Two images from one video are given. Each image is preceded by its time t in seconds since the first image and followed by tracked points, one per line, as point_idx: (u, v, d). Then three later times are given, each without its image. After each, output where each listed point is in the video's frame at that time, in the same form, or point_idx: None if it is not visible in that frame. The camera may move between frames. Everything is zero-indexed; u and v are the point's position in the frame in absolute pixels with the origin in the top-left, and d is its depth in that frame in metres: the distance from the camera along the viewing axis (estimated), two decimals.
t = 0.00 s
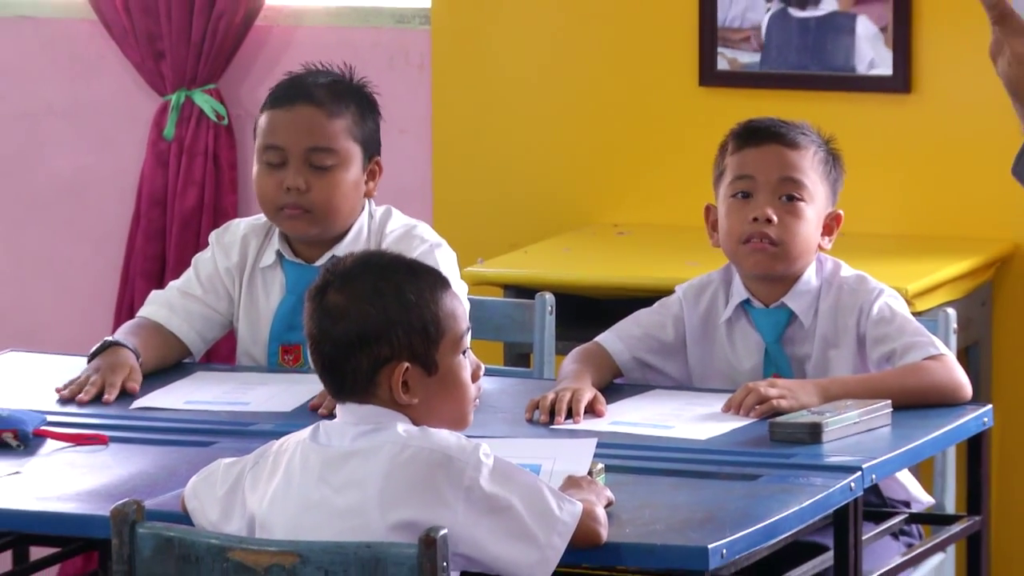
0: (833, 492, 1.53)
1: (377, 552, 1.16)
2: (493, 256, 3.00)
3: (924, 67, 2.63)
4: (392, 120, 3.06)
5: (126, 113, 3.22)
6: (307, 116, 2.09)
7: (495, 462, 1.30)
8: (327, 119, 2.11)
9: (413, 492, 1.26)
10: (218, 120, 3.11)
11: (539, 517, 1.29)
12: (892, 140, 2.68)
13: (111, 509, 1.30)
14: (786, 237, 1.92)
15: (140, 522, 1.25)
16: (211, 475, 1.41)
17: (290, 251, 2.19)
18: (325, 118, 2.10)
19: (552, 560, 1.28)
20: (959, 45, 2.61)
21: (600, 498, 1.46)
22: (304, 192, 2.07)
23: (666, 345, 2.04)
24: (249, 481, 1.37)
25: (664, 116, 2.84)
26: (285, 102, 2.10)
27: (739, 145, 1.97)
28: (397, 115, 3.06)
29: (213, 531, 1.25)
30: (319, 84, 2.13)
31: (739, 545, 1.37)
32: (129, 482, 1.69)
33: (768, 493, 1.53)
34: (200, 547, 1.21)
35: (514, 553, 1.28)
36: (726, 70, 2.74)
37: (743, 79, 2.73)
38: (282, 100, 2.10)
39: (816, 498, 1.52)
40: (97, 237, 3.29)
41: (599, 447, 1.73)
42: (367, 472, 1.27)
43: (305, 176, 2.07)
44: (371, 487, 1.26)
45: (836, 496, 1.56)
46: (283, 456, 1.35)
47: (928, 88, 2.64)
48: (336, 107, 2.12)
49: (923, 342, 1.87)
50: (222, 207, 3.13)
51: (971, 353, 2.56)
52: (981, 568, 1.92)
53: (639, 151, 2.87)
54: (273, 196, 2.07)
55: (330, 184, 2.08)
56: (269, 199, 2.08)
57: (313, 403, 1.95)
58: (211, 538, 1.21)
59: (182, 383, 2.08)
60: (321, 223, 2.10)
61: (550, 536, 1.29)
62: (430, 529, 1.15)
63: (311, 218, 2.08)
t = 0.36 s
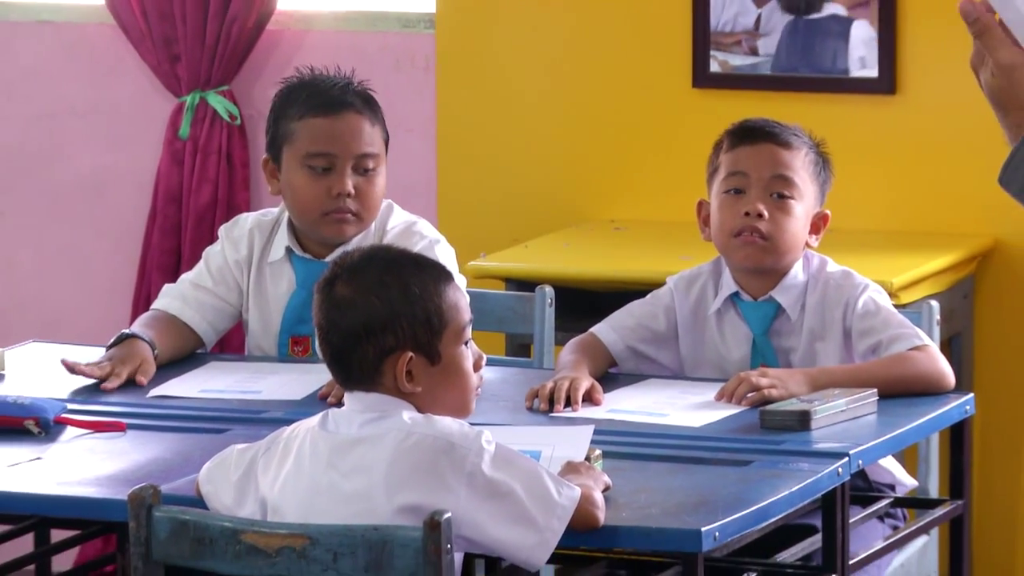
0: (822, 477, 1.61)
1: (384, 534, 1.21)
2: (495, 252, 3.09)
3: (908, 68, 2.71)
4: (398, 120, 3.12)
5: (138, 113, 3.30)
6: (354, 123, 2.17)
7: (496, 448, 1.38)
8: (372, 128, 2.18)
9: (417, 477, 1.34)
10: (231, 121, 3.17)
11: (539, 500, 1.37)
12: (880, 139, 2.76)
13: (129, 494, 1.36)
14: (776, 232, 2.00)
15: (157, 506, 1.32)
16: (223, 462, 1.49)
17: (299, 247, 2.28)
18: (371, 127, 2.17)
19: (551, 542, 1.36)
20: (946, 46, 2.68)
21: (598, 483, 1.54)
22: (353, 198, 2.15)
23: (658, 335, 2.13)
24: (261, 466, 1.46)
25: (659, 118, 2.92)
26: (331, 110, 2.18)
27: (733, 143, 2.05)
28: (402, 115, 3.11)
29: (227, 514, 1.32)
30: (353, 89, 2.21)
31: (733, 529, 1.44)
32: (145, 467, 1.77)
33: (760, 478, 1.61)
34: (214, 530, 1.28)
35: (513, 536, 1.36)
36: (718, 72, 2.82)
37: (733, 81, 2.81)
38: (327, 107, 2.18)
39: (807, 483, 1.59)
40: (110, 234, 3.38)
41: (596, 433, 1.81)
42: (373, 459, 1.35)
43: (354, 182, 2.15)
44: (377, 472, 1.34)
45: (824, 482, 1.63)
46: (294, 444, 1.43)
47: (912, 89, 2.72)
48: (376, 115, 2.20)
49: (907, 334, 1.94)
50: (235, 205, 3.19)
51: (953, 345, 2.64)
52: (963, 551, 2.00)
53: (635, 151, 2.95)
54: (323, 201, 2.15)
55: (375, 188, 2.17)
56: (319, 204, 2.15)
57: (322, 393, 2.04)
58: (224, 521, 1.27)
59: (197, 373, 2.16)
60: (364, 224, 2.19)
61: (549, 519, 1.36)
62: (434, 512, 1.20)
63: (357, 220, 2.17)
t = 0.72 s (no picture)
0: (809, 469, 1.69)
1: (388, 524, 1.29)
2: (496, 251, 3.17)
3: (893, 75, 2.79)
4: (403, 127, 3.21)
5: (150, 117, 3.39)
6: (366, 131, 2.25)
7: (498, 442, 1.45)
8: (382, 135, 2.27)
9: (423, 469, 1.41)
10: (243, 126, 3.25)
11: (539, 490, 1.44)
12: (868, 143, 2.83)
13: (144, 485, 1.44)
14: (767, 236, 2.08)
15: (172, 496, 1.40)
16: (235, 454, 1.57)
17: (308, 249, 2.36)
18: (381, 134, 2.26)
19: (550, 532, 1.43)
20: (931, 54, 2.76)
21: (595, 474, 1.62)
22: (364, 202, 2.23)
23: (654, 333, 2.21)
24: (269, 460, 1.54)
25: (655, 123, 3.00)
26: (344, 118, 2.26)
27: (723, 150, 2.13)
28: (407, 121, 3.20)
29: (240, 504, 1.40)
30: (362, 97, 2.30)
31: (723, 518, 1.52)
32: (161, 458, 1.86)
33: (750, 469, 1.69)
34: (227, 519, 1.36)
35: (514, 525, 1.43)
36: (710, 80, 2.90)
37: (725, 88, 2.89)
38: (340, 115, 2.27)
39: (795, 475, 1.67)
40: (123, 235, 3.46)
41: (593, 427, 1.90)
42: (381, 451, 1.43)
43: (366, 186, 2.24)
44: (385, 464, 1.42)
45: (812, 472, 1.71)
46: (304, 438, 1.51)
47: (898, 95, 2.79)
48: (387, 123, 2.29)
49: (894, 330, 2.02)
50: (247, 207, 3.27)
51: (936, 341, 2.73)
52: (945, 539, 2.08)
53: (632, 154, 3.03)
54: (336, 205, 2.24)
55: (386, 192, 2.26)
56: (332, 207, 2.24)
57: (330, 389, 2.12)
58: (236, 511, 1.36)
59: (210, 369, 2.25)
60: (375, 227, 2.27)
61: (549, 509, 1.44)
62: (438, 502, 1.29)
63: (368, 223, 2.26)
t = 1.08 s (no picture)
0: (797, 460, 1.76)
1: (393, 514, 1.37)
2: (495, 251, 3.25)
3: (878, 81, 2.87)
4: (406, 131, 3.29)
5: (161, 121, 3.47)
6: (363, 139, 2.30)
7: (497, 434, 1.53)
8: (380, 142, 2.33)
9: (425, 461, 1.49)
10: (253, 131, 3.33)
11: (538, 483, 1.52)
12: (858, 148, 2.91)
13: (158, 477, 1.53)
14: (756, 237, 2.16)
15: (184, 487, 1.49)
16: (246, 447, 1.66)
17: (320, 245, 2.43)
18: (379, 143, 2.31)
19: (550, 519, 1.51)
20: (914, 63, 2.83)
21: (591, 465, 1.70)
22: (365, 208, 2.30)
23: (648, 330, 2.29)
24: (280, 452, 1.62)
25: (650, 127, 3.08)
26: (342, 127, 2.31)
27: (714, 155, 2.21)
28: (411, 126, 3.29)
29: (249, 495, 1.48)
30: (363, 104, 2.35)
31: (715, 509, 1.59)
32: (174, 450, 1.94)
33: (741, 461, 1.77)
34: (237, 509, 1.44)
35: (515, 514, 1.51)
36: (702, 86, 2.98)
37: (717, 95, 2.97)
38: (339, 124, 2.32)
39: (784, 465, 1.75)
40: (134, 235, 3.55)
41: (589, 420, 1.98)
42: (385, 444, 1.51)
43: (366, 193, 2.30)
44: (389, 456, 1.50)
45: (800, 464, 1.79)
46: (313, 430, 1.59)
47: (883, 101, 2.87)
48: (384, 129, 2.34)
49: (879, 327, 2.10)
50: (256, 209, 3.35)
51: (920, 338, 2.81)
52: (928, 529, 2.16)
53: (628, 158, 3.11)
54: (338, 211, 2.30)
55: (386, 199, 2.32)
56: (333, 212, 2.31)
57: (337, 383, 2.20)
58: (246, 502, 1.43)
59: (220, 366, 2.33)
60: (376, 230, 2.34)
61: (547, 500, 1.51)
62: (441, 493, 1.36)
63: (369, 227, 2.33)
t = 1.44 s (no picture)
0: (786, 453, 1.84)
1: (396, 505, 1.45)
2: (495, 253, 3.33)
3: (863, 89, 2.95)
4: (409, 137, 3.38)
5: (173, 127, 3.56)
6: (354, 142, 2.40)
7: (497, 427, 1.61)
8: (373, 144, 2.42)
9: (428, 453, 1.58)
10: (262, 137, 3.42)
11: (536, 475, 1.59)
12: (845, 153, 2.99)
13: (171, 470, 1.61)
14: (744, 238, 2.24)
15: (195, 479, 1.57)
16: (255, 440, 1.74)
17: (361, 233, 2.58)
18: (371, 144, 2.41)
19: (548, 510, 1.59)
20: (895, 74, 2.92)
21: (587, 458, 1.78)
22: (361, 205, 2.40)
23: (642, 328, 2.38)
24: (288, 447, 1.70)
25: (644, 135, 3.16)
26: (336, 132, 2.42)
27: (705, 159, 2.30)
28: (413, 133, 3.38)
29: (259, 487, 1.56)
30: (365, 106, 2.45)
31: (706, 499, 1.67)
32: (187, 443, 2.03)
33: (731, 454, 1.85)
34: (247, 500, 1.52)
35: (515, 505, 1.59)
36: (694, 94, 3.06)
37: (708, 102, 3.05)
38: (338, 126, 2.42)
39: (772, 458, 1.83)
40: (144, 239, 3.64)
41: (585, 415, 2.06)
42: (389, 437, 1.59)
43: (362, 192, 2.40)
44: (393, 449, 1.58)
45: (788, 457, 1.87)
46: (321, 424, 1.67)
47: (867, 108, 2.95)
48: (378, 131, 2.43)
49: (864, 326, 2.19)
50: (266, 212, 3.44)
51: (904, 337, 2.89)
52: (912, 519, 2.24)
53: (624, 165, 3.19)
54: (339, 210, 2.42)
55: (384, 196, 2.42)
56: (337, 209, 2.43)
57: (343, 380, 2.29)
58: (257, 494, 1.51)
59: (231, 363, 2.42)
60: (378, 224, 2.45)
61: (545, 491, 1.59)
62: (443, 486, 1.44)
63: (370, 223, 2.43)
